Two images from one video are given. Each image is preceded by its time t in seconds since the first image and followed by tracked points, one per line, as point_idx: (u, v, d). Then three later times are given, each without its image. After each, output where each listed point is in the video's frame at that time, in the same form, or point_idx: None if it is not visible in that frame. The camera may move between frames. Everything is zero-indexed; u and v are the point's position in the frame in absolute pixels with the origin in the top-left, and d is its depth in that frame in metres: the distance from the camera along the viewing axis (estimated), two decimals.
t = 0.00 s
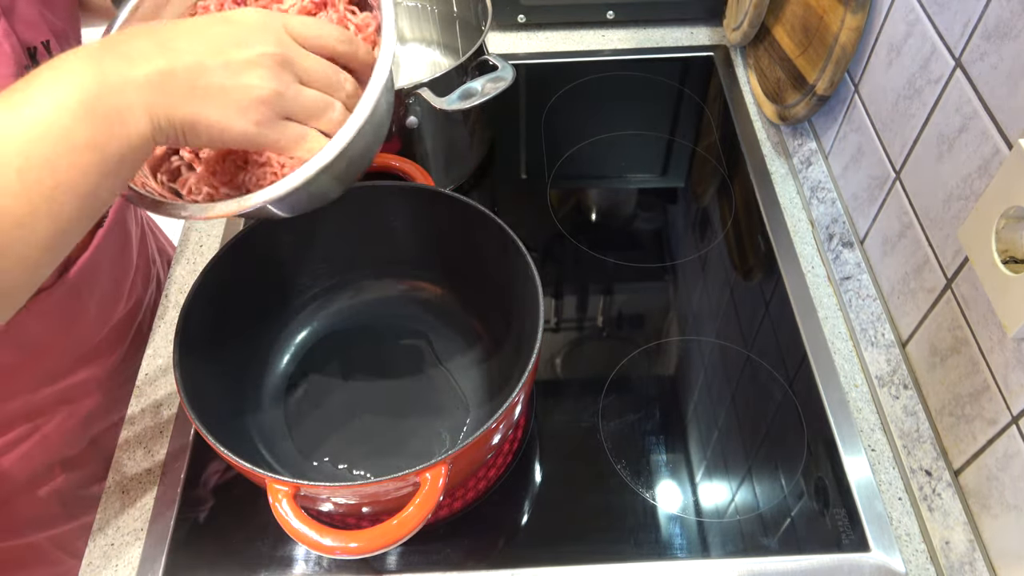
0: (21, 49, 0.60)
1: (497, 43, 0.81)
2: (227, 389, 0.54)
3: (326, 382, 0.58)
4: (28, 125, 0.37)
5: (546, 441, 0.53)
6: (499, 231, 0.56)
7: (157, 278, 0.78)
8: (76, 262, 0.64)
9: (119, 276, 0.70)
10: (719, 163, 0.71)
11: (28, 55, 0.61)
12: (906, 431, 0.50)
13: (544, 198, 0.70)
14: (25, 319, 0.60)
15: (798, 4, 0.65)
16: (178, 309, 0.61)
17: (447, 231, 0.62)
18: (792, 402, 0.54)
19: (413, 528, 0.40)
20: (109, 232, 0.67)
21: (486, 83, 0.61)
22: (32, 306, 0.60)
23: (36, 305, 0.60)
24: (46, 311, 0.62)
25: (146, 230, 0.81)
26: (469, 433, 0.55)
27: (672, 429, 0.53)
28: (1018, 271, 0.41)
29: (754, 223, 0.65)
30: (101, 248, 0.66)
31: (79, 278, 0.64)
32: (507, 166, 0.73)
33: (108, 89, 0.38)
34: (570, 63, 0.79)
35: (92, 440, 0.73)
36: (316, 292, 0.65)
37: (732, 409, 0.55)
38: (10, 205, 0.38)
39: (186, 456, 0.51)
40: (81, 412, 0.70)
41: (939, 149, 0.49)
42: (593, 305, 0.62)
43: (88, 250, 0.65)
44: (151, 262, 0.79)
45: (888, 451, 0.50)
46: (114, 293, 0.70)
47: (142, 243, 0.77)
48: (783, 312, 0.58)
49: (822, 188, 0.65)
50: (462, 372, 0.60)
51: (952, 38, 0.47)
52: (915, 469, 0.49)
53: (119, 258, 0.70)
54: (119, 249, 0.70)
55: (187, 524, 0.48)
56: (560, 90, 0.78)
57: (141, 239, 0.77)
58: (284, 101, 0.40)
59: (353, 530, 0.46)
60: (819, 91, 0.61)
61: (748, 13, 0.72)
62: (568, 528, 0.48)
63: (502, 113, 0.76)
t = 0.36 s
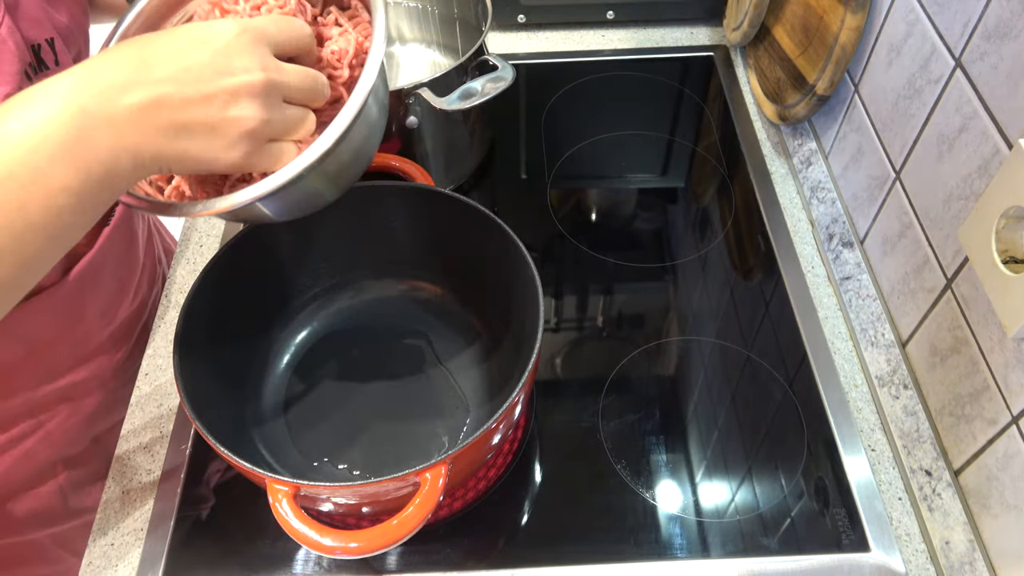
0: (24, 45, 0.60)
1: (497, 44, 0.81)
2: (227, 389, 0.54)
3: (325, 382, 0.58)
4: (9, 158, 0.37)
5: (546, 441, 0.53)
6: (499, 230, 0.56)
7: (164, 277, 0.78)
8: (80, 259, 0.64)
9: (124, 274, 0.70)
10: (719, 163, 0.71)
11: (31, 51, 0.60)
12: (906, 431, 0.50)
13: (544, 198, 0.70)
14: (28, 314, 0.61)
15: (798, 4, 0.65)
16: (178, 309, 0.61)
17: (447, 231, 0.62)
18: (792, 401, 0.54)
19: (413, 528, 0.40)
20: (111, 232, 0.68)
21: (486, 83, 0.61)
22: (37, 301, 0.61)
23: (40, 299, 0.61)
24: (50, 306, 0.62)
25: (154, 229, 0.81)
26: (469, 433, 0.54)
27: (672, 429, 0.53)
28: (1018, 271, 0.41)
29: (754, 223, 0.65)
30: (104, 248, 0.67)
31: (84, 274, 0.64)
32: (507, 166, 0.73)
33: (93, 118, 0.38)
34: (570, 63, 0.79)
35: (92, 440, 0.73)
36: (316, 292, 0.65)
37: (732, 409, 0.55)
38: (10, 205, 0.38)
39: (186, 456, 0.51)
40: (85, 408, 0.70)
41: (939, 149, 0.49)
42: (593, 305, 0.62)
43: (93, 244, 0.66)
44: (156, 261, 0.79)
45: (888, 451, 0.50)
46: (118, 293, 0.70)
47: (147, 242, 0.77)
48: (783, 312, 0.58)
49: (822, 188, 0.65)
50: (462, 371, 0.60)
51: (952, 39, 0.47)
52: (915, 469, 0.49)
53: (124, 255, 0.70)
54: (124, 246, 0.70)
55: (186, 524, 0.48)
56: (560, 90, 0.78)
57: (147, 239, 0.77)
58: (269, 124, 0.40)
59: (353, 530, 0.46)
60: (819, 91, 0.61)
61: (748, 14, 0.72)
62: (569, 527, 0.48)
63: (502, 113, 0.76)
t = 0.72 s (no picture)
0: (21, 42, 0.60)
1: (497, 44, 0.81)
2: (227, 389, 0.54)
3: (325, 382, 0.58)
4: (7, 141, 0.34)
5: (546, 441, 0.53)
6: (500, 231, 0.56)
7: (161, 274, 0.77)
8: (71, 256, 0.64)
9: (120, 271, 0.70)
10: (719, 163, 0.71)
11: (29, 48, 0.60)
12: (906, 431, 0.50)
13: (544, 198, 0.70)
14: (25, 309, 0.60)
15: (798, 4, 0.65)
16: (178, 309, 0.61)
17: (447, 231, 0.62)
18: (792, 401, 0.54)
19: (412, 528, 0.40)
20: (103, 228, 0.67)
21: (486, 83, 0.60)
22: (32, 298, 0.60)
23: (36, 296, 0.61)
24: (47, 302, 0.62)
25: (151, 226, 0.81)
26: (469, 433, 0.54)
27: (672, 429, 0.53)
28: (1018, 271, 0.41)
29: (754, 223, 0.65)
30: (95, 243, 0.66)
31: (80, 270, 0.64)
32: (507, 166, 0.73)
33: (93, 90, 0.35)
34: (570, 62, 0.79)
35: (90, 438, 0.73)
36: (316, 292, 0.65)
37: (732, 409, 0.55)
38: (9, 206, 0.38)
39: (187, 456, 0.51)
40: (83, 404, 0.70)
41: (939, 148, 0.49)
42: (593, 305, 0.62)
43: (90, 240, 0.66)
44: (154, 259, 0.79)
45: (888, 451, 0.50)
46: (112, 290, 0.69)
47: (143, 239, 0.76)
48: (783, 311, 0.58)
49: (822, 188, 0.65)
50: (462, 371, 0.60)
51: (952, 38, 0.47)
52: (915, 469, 0.49)
53: (119, 252, 0.70)
54: (118, 243, 0.70)
55: (186, 524, 0.48)
56: (560, 90, 0.78)
57: (145, 236, 0.77)
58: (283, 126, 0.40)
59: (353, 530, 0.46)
60: (819, 91, 0.61)
61: (748, 13, 0.72)
62: (569, 527, 0.48)
63: (502, 113, 0.76)
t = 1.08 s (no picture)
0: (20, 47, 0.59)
1: (497, 43, 0.81)
2: (227, 390, 0.54)
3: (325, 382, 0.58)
4: None
5: (546, 442, 0.53)
6: (500, 230, 0.56)
7: (156, 278, 0.78)
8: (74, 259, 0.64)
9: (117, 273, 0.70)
10: (719, 163, 0.71)
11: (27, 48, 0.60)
12: (906, 431, 0.50)
13: (544, 198, 0.70)
14: (21, 313, 0.61)
15: (798, 4, 0.65)
16: (177, 309, 0.61)
17: (446, 231, 0.62)
18: (792, 401, 0.54)
19: (413, 527, 0.40)
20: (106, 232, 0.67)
21: (486, 83, 0.61)
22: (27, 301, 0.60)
23: (31, 299, 0.61)
24: (42, 306, 0.62)
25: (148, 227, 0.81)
26: (469, 434, 0.54)
27: (672, 429, 0.53)
28: (1018, 271, 0.41)
29: (754, 223, 0.65)
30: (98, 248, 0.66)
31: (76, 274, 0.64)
32: (507, 166, 0.73)
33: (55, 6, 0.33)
34: (570, 63, 0.79)
35: (87, 439, 0.73)
36: (316, 292, 0.65)
37: (732, 409, 0.55)
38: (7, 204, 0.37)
39: (187, 456, 0.51)
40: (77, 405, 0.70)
41: (939, 148, 0.49)
42: (593, 305, 0.62)
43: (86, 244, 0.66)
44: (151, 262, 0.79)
45: (888, 451, 0.50)
46: (111, 293, 0.69)
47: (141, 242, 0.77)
48: (783, 311, 0.58)
49: (822, 188, 0.65)
50: (462, 372, 0.60)
51: (952, 39, 0.47)
52: (915, 469, 0.49)
53: (118, 256, 0.70)
54: (118, 246, 0.70)
55: (186, 525, 0.48)
56: (560, 90, 0.78)
57: (143, 238, 0.77)
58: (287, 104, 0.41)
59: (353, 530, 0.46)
60: (819, 91, 0.61)
61: (748, 13, 0.72)
62: (568, 527, 0.48)
63: (502, 113, 0.76)
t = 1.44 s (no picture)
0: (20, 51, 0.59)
1: (497, 43, 0.81)
2: (226, 390, 0.54)
3: (325, 381, 0.58)
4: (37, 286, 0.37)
5: (546, 442, 0.53)
6: (500, 230, 0.56)
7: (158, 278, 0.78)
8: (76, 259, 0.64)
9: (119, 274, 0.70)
10: (719, 163, 0.71)
11: (27, 51, 0.60)
12: (906, 431, 0.50)
13: (544, 198, 0.70)
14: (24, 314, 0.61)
15: (798, 4, 0.65)
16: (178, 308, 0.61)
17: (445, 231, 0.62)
18: (792, 401, 0.54)
19: (413, 527, 0.40)
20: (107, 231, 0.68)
21: (486, 84, 0.61)
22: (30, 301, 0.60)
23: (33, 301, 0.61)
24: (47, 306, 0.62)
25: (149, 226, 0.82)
26: (469, 434, 0.55)
27: (672, 429, 0.53)
28: (1018, 271, 0.41)
29: (754, 223, 0.65)
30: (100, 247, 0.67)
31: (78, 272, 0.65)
32: (507, 166, 0.73)
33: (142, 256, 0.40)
34: (570, 62, 0.79)
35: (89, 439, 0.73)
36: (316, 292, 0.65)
37: (732, 409, 0.55)
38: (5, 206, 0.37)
39: (187, 456, 0.51)
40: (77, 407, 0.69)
41: (939, 148, 0.49)
42: (593, 305, 0.62)
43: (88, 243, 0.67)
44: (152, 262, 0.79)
45: (888, 451, 0.50)
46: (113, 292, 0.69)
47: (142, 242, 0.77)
48: (783, 311, 0.58)
49: (822, 188, 0.65)
50: (462, 372, 0.60)
51: (952, 39, 0.47)
52: (915, 469, 0.49)
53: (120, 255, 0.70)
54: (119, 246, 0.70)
55: (186, 525, 0.48)
56: (560, 90, 0.78)
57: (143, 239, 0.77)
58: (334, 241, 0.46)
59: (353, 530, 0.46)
60: (819, 91, 0.61)
61: (748, 13, 0.72)
62: (568, 528, 0.48)
63: (502, 113, 0.76)
